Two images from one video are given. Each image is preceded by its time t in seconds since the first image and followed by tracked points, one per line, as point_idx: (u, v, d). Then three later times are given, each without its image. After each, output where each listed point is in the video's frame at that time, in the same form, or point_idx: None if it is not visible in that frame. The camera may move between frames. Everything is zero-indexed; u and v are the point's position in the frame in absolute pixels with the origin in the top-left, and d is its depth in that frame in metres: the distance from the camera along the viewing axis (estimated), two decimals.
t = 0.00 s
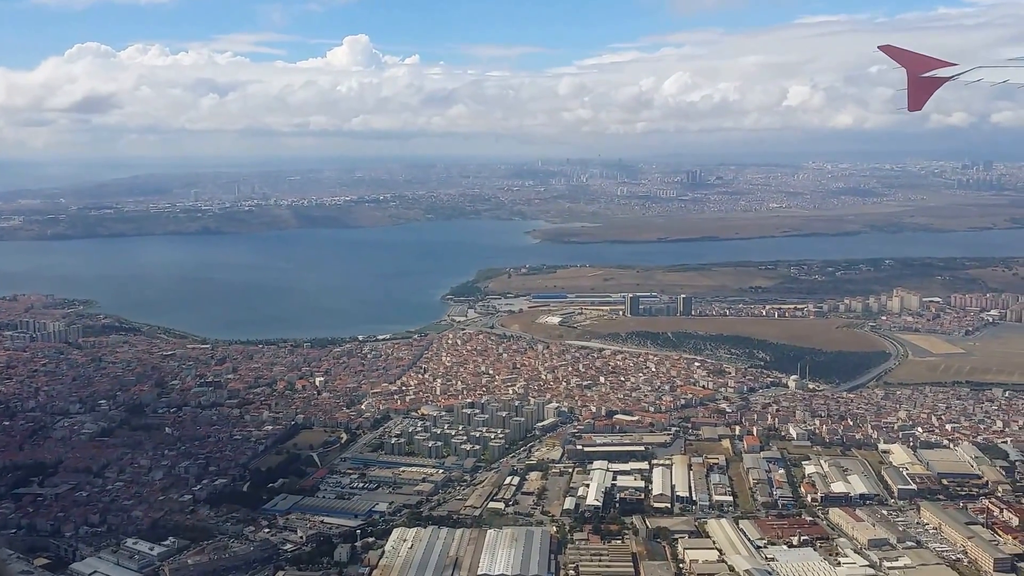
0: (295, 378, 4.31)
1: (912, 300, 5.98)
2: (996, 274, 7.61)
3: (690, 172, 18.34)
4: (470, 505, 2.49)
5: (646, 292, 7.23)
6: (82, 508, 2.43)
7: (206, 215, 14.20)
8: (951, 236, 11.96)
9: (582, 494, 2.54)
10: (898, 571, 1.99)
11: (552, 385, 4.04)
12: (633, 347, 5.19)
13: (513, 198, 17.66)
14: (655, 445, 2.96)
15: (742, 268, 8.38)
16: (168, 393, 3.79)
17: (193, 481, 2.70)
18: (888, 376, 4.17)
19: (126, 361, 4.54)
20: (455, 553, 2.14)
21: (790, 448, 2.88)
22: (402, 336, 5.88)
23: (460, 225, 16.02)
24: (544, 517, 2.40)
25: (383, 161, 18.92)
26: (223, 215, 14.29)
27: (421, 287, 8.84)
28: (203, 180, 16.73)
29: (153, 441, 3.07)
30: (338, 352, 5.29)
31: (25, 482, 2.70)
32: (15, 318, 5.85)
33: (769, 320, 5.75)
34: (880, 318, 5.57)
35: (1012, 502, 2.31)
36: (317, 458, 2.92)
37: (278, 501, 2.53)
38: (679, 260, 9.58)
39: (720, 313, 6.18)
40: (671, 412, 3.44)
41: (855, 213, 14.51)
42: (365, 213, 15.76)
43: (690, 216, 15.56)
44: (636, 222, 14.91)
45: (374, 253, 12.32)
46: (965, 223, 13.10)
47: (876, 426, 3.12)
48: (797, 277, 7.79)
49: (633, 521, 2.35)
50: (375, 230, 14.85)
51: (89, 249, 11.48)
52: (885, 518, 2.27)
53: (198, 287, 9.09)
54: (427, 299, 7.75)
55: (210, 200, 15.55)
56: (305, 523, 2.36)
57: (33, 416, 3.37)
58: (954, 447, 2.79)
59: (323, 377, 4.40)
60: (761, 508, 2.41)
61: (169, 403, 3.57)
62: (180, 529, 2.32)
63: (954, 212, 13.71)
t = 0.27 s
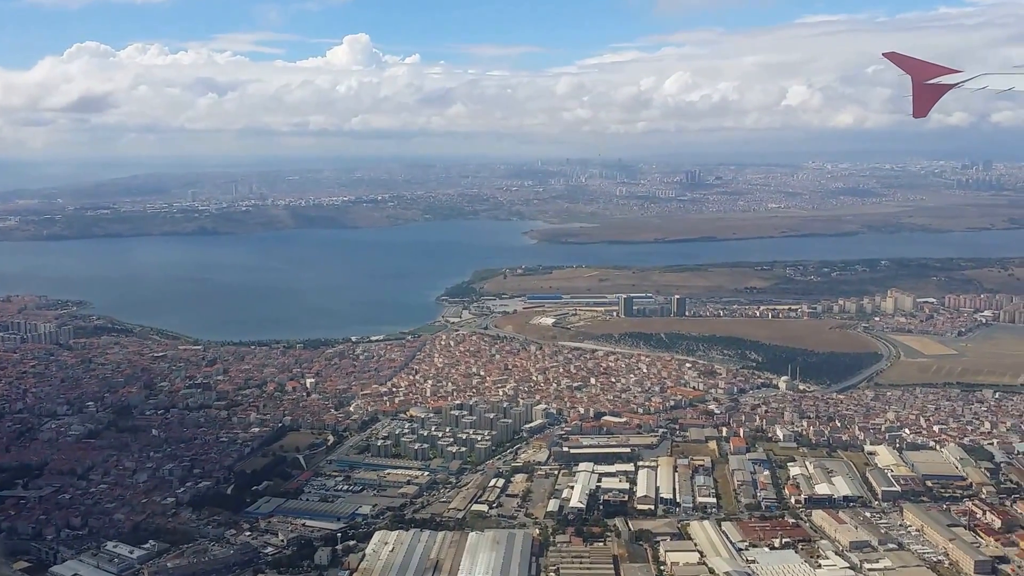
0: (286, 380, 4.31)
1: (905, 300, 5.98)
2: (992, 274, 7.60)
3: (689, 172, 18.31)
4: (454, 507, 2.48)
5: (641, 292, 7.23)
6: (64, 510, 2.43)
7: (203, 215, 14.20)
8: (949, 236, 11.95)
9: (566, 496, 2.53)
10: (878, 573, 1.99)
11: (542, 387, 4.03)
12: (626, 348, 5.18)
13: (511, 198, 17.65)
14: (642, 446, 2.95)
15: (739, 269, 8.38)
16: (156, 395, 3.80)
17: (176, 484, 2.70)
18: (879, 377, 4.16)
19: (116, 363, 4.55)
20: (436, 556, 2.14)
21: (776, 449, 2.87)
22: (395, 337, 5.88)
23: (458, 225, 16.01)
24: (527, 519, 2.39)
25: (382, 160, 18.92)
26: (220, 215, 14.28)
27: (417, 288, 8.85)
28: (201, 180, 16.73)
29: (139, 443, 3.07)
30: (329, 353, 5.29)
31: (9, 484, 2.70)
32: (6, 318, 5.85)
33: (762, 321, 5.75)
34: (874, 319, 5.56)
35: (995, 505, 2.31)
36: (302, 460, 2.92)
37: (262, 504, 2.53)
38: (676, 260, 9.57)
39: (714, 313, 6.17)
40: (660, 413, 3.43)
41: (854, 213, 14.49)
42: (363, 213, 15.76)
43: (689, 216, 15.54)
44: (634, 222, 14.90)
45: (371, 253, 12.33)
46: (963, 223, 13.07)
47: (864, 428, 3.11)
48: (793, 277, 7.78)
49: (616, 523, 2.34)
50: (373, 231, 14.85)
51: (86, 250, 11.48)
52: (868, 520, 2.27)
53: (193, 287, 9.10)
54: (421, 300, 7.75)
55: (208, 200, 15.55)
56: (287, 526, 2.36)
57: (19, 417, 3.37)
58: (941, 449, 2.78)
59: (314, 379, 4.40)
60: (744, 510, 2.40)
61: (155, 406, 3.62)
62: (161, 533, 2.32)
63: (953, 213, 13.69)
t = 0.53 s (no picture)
0: (276, 385, 4.31)
1: (899, 303, 5.98)
2: (988, 277, 7.59)
3: (688, 175, 18.32)
4: (437, 512, 2.48)
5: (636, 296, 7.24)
6: (47, 516, 2.43)
7: (201, 219, 14.22)
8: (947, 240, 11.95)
9: (549, 500, 2.53)
10: None
11: (533, 391, 4.02)
12: (618, 352, 5.18)
13: (510, 201, 17.66)
14: (628, 450, 2.95)
15: (735, 272, 8.38)
16: (144, 401, 3.82)
17: (160, 490, 2.71)
18: (870, 381, 4.16)
19: (106, 369, 4.56)
20: (417, 561, 2.13)
21: (762, 453, 2.87)
22: (388, 341, 5.88)
23: (456, 228, 16.03)
24: (510, 524, 2.38)
25: (382, 163, 18.93)
26: (219, 219, 14.30)
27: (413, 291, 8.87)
28: (200, 183, 16.74)
29: (125, 448, 3.09)
30: (322, 357, 5.29)
31: None
32: None
33: (755, 324, 5.75)
34: (867, 322, 5.56)
35: (978, 509, 2.31)
36: (288, 465, 2.92)
37: (245, 510, 2.54)
38: (673, 263, 9.56)
39: (708, 316, 6.17)
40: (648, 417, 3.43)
41: (852, 216, 14.49)
42: (361, 216, 15.78)
43: (687, 219, 15.55)
44: (632, 225, 14.91)
45: (369, 256, 12.34)
46: (961, 227, 13.07)
47: (852, 432, 3.11)
48: (788, 280, 7.79)
49: (599, 528, 2.34)
50: (371, 234, 14.86)
51: (84, 254, 11.49)
52: (851, 524, 2.27)
53: (189, 290, 9.12)
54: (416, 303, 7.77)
55: (207, 203, 15.57)
56: (269, 532, 2.36)
57: (7, 421, 3.38)
58: (927, 453, 2.78)
59: (305, 383, 4.40)
60: (727, 514, 2.40)
61: (143, 409, 3.63)
62: (143, 539, 2.32)
63: (951, 217, 13.69)
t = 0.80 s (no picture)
0: (267, 392, 4.31)
1: (892, 310, 5.99)
2: (983, 284, 7.60)
3: (686, 182, 18.33)
4: (422, 519, 2.47)
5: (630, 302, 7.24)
6: (31, 522, 2.42)
7: (199, 225, 14.22)
8: (944, 246, 11.97)
9: (534, 507, 2.54)
10: None
11: (523, 397, 4.01)
12: (611, 358, 5.17)
13: (508, 207, 17.67)
14: (615, 457, 2.94)
15: (730, 278, 8.38)
16: (134, 407, 3.82)
17: (145, 497, 2.71)
18: (861, 388, 4.16)
19: (98, 376, 4.56)
20: (398, 568, 2.13)
21: (749, 460, 2.87)
22: (381, 347, 5.88)
23: (454, 234, 16.03)
24: (494, 531, 2.38)
25: (382, 169, 18.95)
26: (216, 225, 14.30)
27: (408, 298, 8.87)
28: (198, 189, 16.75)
29: (112, 455, 3.09)
30: (314, 363, 5.29)
31: None
32: None
33: (748, 331, 5.75)
34: (860, 329, 5.56)
35: (961, 517, 2.32)
36: (275, 472, 2.93)
37: (229, 516, 2.55)
38: (669, 270, 9.57)
39: (701, 323, 6.17)
40: (637, 423, 3.42)
41: (849, 223, 14.50)
42: (360, 223, 15.79)
43: (685, 226, 15.56)
44: (630, 232, 14.92)
45: (366, 262, 12.35)
46: (958, 234, 13.07)
47: (839, 439, 3.11)
48: (783, 287, 7.79)
49: (582, 535, 2.34)
50: (369, 240, 14.87)
51: (81, 259, 11.49)
52: (834, 532, 2.27)
53: (185, 296, 9.12)
54: (411, 309, 7.78)
55: (205, 210, 15.57)
56: (252, 538, 2.37)
57: None
58: (913, 460, 2.78)
59: (295, 389, 4.40)
60: (711, 522, 2.40)
61: (132, 416, 3.62)
62: (126, 546, 2.33)
63: (948, 223, 13.69)
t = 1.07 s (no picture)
0: (258, 400, 4.31)
1: (886, 319, 5.99)
2: (979, 293, 7.60)
3: (685, 191, 18.35)
4: (407, 529, 2.47)
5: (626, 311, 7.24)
6: (15, 530, 2.42)
7: (198, 234, 14.23)
8: (942, 255, 11.97)
9: (518, 516, 2.54)
10: None
11: (514, 405, 4.00)
12: (604, 367, 5.16)
13: (507, 216, 17.67)
14: (602, 467, 2.94)
15: (726, 287, 8.38)
16: (125, 416, 3.83)
17: (130, 505, 2.72)
18: (853, 397, 4.15)
19: (90, 386, 4.56)
20: None
21: (736, 469, 2.87)
22: (375, 356, 5.88)
23: (453, 243, 16.04)
24: (478, 542, 2.38)
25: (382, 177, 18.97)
26: (215, 234, 14.31)
27: (405, 306, 8.86)
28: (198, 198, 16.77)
29: (100, 463, 3.10)
30: (308, 372, 5.29)
31: None
32: None
33: (742, 339, 5.74)
34: (854, 338, 5.56)
35: (946, 527, 2.31)
36: (262, 480, 2.94)
37: (214, 526, 2.56)
38: (666, 279, 9.57)
39: (696, 332, 6.16)
40: (627, 433, 3.42)
41: (847, 232, 14.50)
42: (359, 231, 15.79)
43: (683, 235, 15.56)
44: (628, 241, 14.92)
45: (364, 270, 12.35)
46: (956, 243, 13.08)
47: (828, 449, 3.10)
48: (779, 296, 7.79)
49: (566, 545, 2.34)
50: (368, 248, 14.88)
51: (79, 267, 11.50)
52: (818, 542, 2.27)
53: (181, 305, 9.12)
54: (407, 317, 7.77)
55: (205, 218, 15.59)
56: (234, 549, 2.39)
57: None
58: (900, 469, 2.78)
59: (287, 398, 4.40)
60: (696, 531, 2.40)
61: (122, 425, 3.63)
62: (109, 556, 2.35)
63: (946, 233, 13.70)
